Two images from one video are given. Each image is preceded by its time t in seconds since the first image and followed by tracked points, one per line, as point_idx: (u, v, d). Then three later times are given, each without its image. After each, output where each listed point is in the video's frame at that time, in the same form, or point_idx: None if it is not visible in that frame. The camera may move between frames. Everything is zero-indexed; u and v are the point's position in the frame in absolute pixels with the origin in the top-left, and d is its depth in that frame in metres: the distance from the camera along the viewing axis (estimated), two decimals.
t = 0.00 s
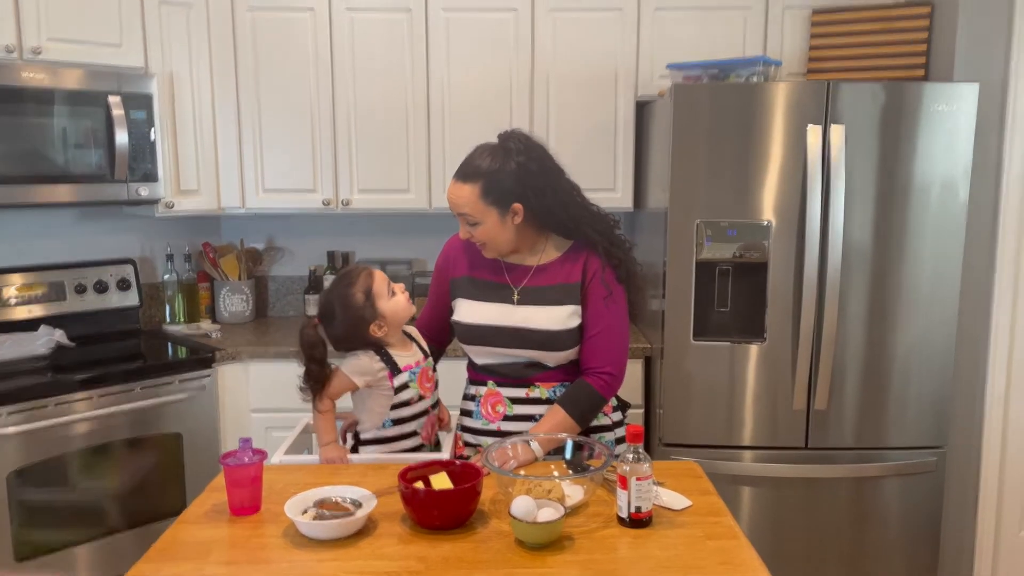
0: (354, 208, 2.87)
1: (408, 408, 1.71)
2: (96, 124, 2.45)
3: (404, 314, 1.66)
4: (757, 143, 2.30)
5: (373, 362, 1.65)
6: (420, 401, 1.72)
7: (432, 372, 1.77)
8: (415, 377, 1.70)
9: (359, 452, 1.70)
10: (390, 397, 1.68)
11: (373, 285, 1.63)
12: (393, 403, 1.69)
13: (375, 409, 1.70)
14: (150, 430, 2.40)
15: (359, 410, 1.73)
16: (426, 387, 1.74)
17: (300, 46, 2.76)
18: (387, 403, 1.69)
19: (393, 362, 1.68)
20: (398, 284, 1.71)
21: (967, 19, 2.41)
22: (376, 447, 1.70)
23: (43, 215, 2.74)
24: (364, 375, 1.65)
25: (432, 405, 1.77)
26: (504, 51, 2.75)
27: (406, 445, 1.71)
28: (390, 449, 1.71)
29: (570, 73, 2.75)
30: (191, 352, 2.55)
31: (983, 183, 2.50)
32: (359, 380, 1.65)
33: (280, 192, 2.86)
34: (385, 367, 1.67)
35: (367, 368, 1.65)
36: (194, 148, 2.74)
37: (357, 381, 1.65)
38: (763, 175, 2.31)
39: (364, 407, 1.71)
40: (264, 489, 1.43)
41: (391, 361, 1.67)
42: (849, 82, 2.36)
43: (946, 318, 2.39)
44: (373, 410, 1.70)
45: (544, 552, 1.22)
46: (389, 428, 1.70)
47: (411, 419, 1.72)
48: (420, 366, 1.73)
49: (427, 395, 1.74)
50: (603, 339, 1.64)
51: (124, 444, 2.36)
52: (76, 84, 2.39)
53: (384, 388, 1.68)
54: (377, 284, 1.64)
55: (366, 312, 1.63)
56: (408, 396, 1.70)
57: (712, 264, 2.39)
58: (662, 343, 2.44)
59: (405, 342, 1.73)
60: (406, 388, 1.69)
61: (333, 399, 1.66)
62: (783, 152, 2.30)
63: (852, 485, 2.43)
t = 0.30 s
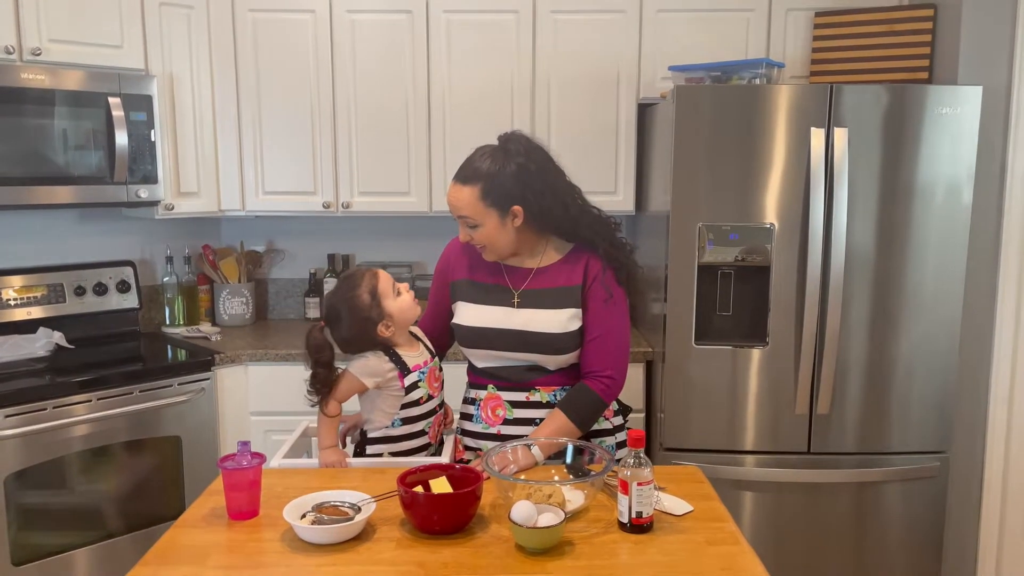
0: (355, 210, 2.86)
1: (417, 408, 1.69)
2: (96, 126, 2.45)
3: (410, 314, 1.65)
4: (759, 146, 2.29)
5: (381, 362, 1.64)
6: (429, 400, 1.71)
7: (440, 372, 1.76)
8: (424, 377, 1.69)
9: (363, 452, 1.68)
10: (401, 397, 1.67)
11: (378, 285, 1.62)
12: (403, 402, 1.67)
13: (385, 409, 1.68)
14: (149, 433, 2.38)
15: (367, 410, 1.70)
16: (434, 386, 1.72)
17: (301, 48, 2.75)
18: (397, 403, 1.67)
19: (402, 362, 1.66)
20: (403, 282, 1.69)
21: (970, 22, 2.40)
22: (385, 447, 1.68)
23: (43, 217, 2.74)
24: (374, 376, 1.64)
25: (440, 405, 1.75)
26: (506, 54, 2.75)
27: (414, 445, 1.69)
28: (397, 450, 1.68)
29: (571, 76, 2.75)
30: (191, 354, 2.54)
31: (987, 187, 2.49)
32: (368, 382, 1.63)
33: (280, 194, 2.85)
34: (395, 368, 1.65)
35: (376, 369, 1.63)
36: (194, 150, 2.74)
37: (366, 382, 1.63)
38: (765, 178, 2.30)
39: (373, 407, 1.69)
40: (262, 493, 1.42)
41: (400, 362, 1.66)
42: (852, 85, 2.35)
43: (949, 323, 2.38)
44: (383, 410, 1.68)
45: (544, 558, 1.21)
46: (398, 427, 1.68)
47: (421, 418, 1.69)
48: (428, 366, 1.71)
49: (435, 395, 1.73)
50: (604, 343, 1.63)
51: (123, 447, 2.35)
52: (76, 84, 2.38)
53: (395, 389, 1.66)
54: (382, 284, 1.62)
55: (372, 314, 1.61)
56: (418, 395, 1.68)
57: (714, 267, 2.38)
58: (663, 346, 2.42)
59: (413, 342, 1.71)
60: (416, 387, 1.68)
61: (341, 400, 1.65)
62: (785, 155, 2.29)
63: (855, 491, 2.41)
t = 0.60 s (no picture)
0: (359, 210, 2.87)
1: (430, 404, 1.71)
2: (102, 125, 2.46)
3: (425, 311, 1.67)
4: (763, 149, 2.30)
5: (396, 360, 1.65)
6: (441, 397, 1.73)
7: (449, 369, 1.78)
8: (436, 374, 1.70)
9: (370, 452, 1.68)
10: (415, 394, 1.68)
11: (393, 283, 1.62)
12: (418, 398, 1.69)
13: (398, 406, 1.68)
14: (153, 431, 2.39)
15: (379, 406, 1.70)
16: (445, 383, 1.74)
17: (307, 48, 2.76)
18: (412, 400, 1.69)
19: (416, 360, 1.67)
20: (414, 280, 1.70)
21: (974, 26, 2.40)
22: (394, 442, 1.68)
23: (49, 216, 2.75)
24: (389, 373, 1.64)
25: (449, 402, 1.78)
26: (511, 55, 2.75)
27: (426, 442, 1.71)
28: (407, 446, 1.69)
29: (576, 78, 2.75)
30: (195, 353, 2.55)
31: (991, 191, 2.49)
32: (384, 378, 1.64)
33: (285, 194, 2.86)
34: (409, 365, 1.66)
35: (392, 366, 1.64)
36: (200, 149, 2.75)
37: (382, 379, 1.64)
38: (770, 181, 2.31)
39: (386, 404, 1.69)
40: (267, 492, 1.43)
41: (414, 359, 1.67)
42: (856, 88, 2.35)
43: (952, 326, 2.38)
44: (396, 407, 1.68)
45: (547, 558, 1.21)
46: (411, 423, 1.69)
47: (434, 415, 1.72)
48: (440, 363, 1.73)
49: (445, 392, 1.75)
50: (606, 343, 1.64)
51: (127, 445, 2.36)
52: (83, 84, 2.39)
53: (410, 386, 1.67)
54: (396, 282, 1.62)
55: (387, 312, 1.61)
56: (431, 392, 1.70)
57: (717, 270, 2.39)
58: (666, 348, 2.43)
59: (424, 340, 1.72)
60: (430, 384, 1.70)
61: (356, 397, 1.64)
62: (789, 158, 2.29)
63: (857, 494, 2.41)
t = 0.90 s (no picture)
0: (363, 210, 2.87)
1: (438, 401, 1.71)
2: (107, 123, 2.46)
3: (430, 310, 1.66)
4: (768, 150, 2.29)
5: (403, 359, 1.64)
6: (448, 394, 1.73)
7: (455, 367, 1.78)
8: (442, 370, 1.70)
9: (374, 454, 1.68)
10: (422, 391, 1.68)
11: (397, 283, 1.61)
12: (424, 398, 1.69)
13: (404, 404, 1.68)
14: (155, 430, 2.39)
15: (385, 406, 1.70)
16: (451, 381, 1.74)
17: (312, 47, 2.76)
18: (417, 399, 1.69)
19: (422, 359, 1.66)
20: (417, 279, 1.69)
21: (981, 28, 2.39)
22: (400, 435, 1.68)
23: (53, 214, 2.75)
24: (396, 373, 1.64)
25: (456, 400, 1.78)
26: (515, 55, 2.75)
27: (434, 437, 1.71)
28: (413, 441, 1.69)
29: (580, 77, 2.75)
30: (198, 352, 2.55)
31: (996, 194, 2.48)
32: (390, 378, 1.63)
33: (289, 194, 2.86)
34: (416, 364, 1.66)
35: (398, 367, 1.64)
36: (203, 148, 2.75)
37: (389, 379, 1.63)
38: (774, 182, 2.30)
39: (392, 402, 1.68)
40: (269, 491, 1.42)
41: (421, 359, 1.66)
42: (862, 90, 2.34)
43: (957, 329, 2.37)
44: (403, 405, 1.68)
45: (551, 560, 1.21)
46: (418, 418, 1.69)
47: (442, 411, 1.72)
48: (446, 361, 1.72)
49: (452, 390, 1.75)
50: (610, 344, 1.63)
51: (129, 444, 2.35)
52: (87, 82, 2.40)
53: (416, 386, 1.67)
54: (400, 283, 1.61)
55: (392, 313, 1.60)
56: (439, 389, 1.70)
57: (721, 271, 2.38)
58: (670, 350, 2.42)
59: (430, 338, 1.72)
60: (437, 381, 1.70)
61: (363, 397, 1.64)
62: (794, 160, 2.29)
63: (860, 497, 2.40)
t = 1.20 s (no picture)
0: (366, 208, 2.87)
1: (440, 400, 1.71)
2: (110, 121, 2.46)
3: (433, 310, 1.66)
4: (772, 150, 2.29)
5: (406, 359, 1.64)
6: (449, 393, 1.73)
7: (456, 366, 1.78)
8: (444, 370, 1.71)
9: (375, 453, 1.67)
10: (423, 391, 1.68)
11: (402, 282, 1.61)
12: (426, 397, 1.69)
13: (405, 403, 1.68)
14: (157, 427, 2.39)
15: (387, 406, 1.70)
16: (452, 380, 1.74)
17: (315, 45, 2.76)
18: (420, 399, 1.69)
19: (424, 358, 1.67)
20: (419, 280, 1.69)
21: (986, 28, 2.39)
22: (401, 435, 1.68)
23: (56, 211, 2.75)
24: (399, 372, 1.64)
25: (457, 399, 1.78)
26: (518, 54, 2.75)
27: (434, 437, 1.71)
28: (414, 440, 1.69)
29: (583, 76, 2.75)
30: (200, 350, 2.55)
31: (1001, 195, 2.47)
32: (393, 377, 1.64)
33: (292, 192, 2.86)
34: (419, 362, 1.66)
35: (401, 367, 1.64)
36: (206, 146, 2.74)
37: (392, 378, 1.63)
38: (777, 181, 2.30)
39: (393, 402, 1.68)
40: (271, 489, 1.42)
41: (424, 357, 1.67)
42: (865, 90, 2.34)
43: (960, 330, 2.36)
44: (404, 405, 1.68)
45: (553, 559, 1.21)
46: (419, 418, 1.69)
47: (442, 410, 1.72)
48: (447, 360, 1.73)
49: (453, 389, 1.75)
50: (616, 344, 1.63)
51: (131, 441, 2.36)
52: (91, 79, 2.40)
53: (419, 386, 1.67)
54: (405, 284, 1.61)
55: (397, 313, 1.60)
56: (440, 389, 1.70)
57: (724, 271, 2.38)
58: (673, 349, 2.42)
59: (432, 337, 1.72)
60: (438, 381, 1.70)
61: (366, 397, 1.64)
62: (797, 160, 2.28)
63: (862, 498, 2.40)
